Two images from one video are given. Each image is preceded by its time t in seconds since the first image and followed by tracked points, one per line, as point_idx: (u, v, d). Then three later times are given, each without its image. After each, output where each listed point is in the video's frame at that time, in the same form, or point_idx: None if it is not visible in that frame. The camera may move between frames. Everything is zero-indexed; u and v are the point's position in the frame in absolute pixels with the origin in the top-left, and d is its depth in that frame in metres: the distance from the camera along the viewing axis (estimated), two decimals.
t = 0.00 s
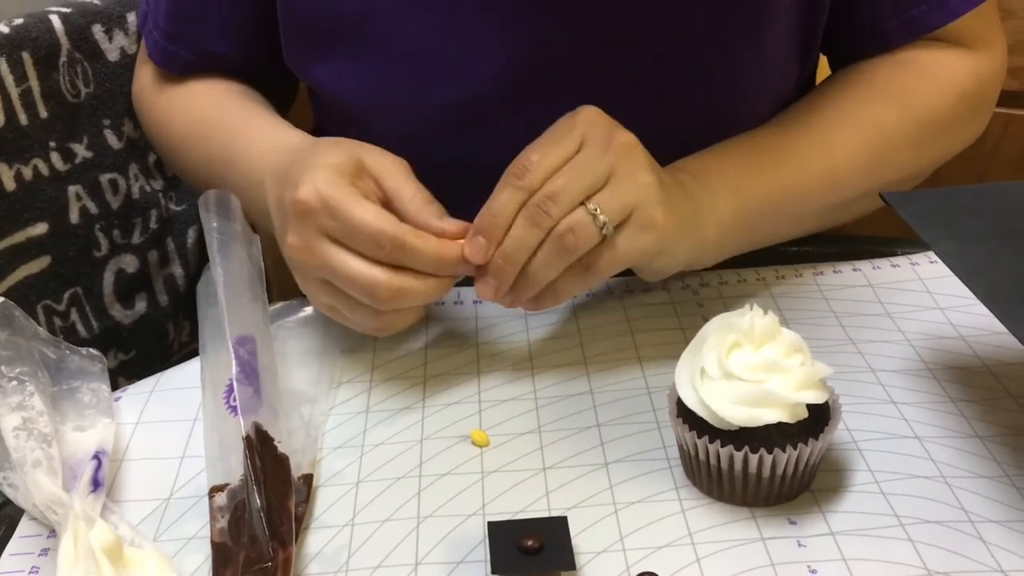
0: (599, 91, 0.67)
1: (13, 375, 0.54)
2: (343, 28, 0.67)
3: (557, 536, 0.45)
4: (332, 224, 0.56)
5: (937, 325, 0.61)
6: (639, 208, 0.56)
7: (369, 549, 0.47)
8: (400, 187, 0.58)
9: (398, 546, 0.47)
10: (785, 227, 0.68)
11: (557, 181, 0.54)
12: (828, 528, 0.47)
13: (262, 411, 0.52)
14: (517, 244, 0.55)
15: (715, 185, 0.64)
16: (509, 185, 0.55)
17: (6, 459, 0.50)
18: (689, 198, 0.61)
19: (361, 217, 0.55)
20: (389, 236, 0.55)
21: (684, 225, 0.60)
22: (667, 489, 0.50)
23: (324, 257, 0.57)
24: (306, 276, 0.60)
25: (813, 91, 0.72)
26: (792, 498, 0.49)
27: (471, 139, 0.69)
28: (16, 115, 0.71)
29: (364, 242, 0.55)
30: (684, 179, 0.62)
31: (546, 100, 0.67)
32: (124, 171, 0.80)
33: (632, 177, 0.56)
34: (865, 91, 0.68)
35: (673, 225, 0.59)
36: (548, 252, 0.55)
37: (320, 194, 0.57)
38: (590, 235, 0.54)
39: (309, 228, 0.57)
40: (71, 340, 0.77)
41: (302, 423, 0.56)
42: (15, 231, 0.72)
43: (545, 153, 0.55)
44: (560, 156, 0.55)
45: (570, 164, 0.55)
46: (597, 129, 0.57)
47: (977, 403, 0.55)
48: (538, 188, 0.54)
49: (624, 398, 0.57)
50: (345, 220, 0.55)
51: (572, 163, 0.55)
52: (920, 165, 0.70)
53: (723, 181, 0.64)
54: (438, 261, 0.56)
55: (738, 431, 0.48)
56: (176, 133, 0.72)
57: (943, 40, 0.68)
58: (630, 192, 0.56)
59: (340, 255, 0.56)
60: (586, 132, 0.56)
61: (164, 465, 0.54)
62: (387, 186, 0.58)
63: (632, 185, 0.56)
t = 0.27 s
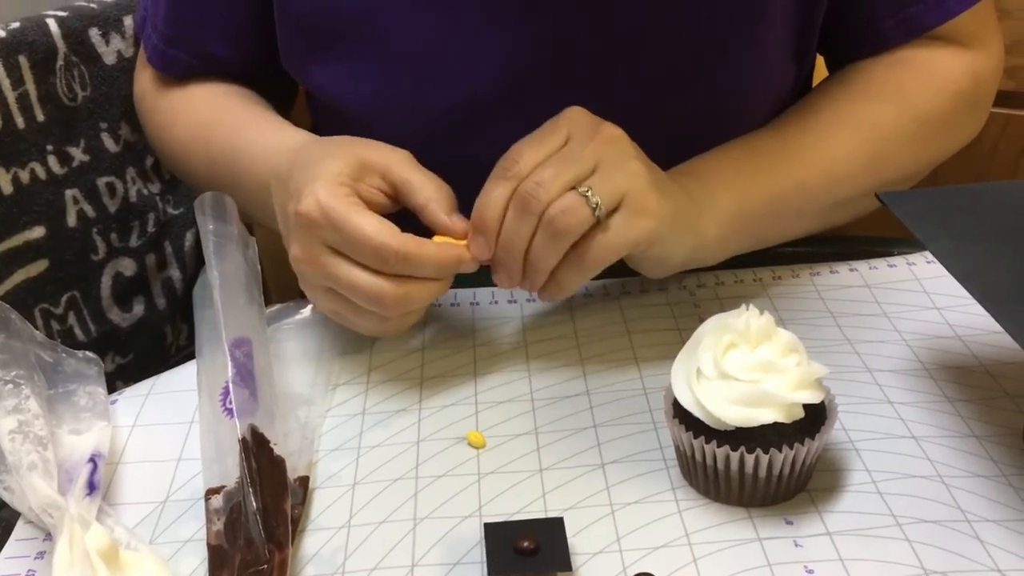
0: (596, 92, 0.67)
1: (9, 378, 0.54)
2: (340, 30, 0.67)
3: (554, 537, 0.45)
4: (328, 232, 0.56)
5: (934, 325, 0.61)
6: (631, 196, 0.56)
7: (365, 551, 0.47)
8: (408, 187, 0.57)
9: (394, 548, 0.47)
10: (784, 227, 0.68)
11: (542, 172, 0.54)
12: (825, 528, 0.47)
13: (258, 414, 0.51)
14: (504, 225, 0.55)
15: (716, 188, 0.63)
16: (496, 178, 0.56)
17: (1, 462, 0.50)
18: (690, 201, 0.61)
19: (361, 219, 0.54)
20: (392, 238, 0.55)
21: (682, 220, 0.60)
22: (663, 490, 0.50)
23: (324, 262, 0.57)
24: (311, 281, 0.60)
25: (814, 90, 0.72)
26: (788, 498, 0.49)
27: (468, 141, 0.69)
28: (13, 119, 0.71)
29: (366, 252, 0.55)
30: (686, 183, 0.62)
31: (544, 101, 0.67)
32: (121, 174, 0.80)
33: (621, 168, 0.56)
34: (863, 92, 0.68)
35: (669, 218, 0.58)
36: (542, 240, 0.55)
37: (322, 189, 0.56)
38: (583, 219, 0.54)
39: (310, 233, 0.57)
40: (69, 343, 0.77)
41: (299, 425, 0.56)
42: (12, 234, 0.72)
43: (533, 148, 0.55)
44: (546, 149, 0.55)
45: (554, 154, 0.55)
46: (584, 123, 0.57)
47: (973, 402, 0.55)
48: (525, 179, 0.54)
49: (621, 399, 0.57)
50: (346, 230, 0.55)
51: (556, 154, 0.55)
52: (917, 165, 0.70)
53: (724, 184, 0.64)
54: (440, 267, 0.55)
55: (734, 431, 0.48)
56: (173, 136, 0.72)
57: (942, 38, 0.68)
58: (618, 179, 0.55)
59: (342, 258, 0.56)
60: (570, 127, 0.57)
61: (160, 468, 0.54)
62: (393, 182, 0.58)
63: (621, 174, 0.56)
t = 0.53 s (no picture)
0: (596, 93, 0.67)
1: (7, 378, 0.54)
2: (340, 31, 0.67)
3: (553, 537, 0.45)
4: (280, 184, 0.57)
5: (933, 326, 0.61)
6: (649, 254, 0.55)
7: (365, 552, 0.47)
8: (385, 170, 0.56)
9: (394, 548, 0.47)
10: (788, 228, 0.66)
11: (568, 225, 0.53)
12: (823, 529, 0.47)
13: (257, 414, 0.51)
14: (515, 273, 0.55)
15: (717, 181, 0.62)
16: (517, 221, 0.54)
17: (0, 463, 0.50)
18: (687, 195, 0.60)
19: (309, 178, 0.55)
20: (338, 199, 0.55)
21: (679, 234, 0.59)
22: (662, 490, 0.50)
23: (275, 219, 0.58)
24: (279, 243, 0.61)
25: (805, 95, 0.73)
26: (787, 499, 0.49)
27: (468, 141, 0.69)
28: (13, 119, 0.71)
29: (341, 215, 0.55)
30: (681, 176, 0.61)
31: (544, 101, 0.67)
32: (120, 174, 0.80)
33: (645, 222, 0.55)
34: (860, 93, 0.68)
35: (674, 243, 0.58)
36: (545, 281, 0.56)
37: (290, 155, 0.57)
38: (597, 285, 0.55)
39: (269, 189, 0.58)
40: (68, 343, 0.77)
41: (298, 425, 0.56)
42: (11, 234, 0.72)
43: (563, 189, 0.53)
44: (577, 192, 0.53)
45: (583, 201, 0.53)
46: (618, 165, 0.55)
47: (972, 403, 0.55)
48: (551, 235, 0.53)
49: (620, 400, 0.57)
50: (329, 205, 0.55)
51: (587, 202, 0.53)
52: (914, 168, 0.69)
53: (725, 179, 0.62)
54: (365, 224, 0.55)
55: (733, 432, 0.48)
56: (173, 136, 0.72)
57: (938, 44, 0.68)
58: (639, 232, 0.55)
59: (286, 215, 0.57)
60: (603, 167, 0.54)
61: (159, 468, 0.54)
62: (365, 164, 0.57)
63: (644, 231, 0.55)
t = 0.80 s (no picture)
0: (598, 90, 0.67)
1: (8, 373, 0.54)
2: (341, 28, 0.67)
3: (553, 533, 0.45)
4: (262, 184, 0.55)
5: (935, 324, 0.61)
6: (630, 325, 0.58)
7: (365, 548, 0.47)
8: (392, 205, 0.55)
9: (394, 545, 0.47)
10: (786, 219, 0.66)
11: (585, 307, 0.54)
12: (825, 526, 0.47)
13: (258, 410, 0.51)
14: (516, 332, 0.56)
15: (722, 177, 0.61)
16: (531, 292, 0.54)
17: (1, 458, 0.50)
18: (693, 191, 0.59)
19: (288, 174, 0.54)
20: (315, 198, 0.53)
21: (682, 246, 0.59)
22: (663, 487, 0.50)
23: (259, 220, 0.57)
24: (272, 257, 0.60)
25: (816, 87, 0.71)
26: (788, 496, 0.49)
27: (469, 138, 0.69)
28: (14, 115, 0.71)
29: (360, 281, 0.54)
30: (691, 177, 0.60)
31: (545, 99, 0.67)
32: (122, 170, 0.80)
33: (651, 301, 0.56)
34: (864, 88, 0.67)
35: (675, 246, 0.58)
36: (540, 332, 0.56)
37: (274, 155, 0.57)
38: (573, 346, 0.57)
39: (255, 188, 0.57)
40: (69, 340, 0.77)
41: (299, 422, 0.56)
42: (12, 230, 0.72)
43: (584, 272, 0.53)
44: (602, 276, 0.53)
45: (608, 282, 0.53)
46: (651, 246, 0.54)
47: (974, 401, 0.55)
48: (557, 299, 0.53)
49: (621, 396, 0.57)
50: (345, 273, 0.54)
51: (608, 288, 0.53)
52: (913, 168, 0.69)
53: (731, 174, 0.62)
54: (336, 236, 0.52)
55: (734, 429, 0.48)
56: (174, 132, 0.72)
57: (940, 43, 0.69)
58: (638, 308, 0.56)
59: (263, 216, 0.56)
60: (636, 254, 0.53)
61: (160, 464, 0.54)
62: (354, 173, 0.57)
63: (644, 307, 0.56)
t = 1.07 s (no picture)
0: (601, 89, 0.67)
1: (11, 371, 0.54)
2: (343, 26, 0.67)
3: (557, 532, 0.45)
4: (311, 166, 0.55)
5: (940, 323, 0.61)
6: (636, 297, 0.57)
7: (368, 547, 0.47)
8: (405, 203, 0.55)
9: (397, 544, 0.47)
10: (785, 215, 0.66)
11: (578, 279, 0.53)
12: (829, 526, 0.46)
13: (261, 408, 0.51)
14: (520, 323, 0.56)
15: (711, 169, 0.61)
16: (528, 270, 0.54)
17: (3, 456, 0.50)
18: (682, 180, 0.59)
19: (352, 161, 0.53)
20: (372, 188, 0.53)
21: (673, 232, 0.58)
22: (667, 487, 0.50)
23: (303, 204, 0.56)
24: (298, 240, 0.59)
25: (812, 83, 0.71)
26: (792, 496, 0.49)
27: (472, 137, 0.69)
28: (17, 113, 0.71)
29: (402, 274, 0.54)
30: (676, 160, 0.60)
31: (548, 97, 0.67)
32: (125, 168, 0.80)
33: (651, 269, 0.55)
34: (864, 84, 0.67)
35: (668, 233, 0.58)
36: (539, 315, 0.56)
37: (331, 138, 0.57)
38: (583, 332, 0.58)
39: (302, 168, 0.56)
40: (72, 338, 0.77)
41: (301, 421, 0.56)
42: (15, 229, 0.72)
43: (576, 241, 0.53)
44: (592, 247, 0.52)
45: (600, 252, 0.53)
46: (636, 215, 0.53)
47: (979, 400, 0.54)
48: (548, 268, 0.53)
49: (624, 395, 0.57)
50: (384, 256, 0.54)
51: (597, 261, 0.53)
52: (912, 167, 0.68)
53: (721, 166, 0.61)
54: (378, 229, 0.51)
55: (738, 428, 0.48)
56: (177, 131, 0.72)
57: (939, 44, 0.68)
58: (641, 278, 0.55)
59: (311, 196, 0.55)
60: (624, 217, 0.53)
61: (162, 462, 0.54)
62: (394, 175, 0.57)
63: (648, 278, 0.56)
